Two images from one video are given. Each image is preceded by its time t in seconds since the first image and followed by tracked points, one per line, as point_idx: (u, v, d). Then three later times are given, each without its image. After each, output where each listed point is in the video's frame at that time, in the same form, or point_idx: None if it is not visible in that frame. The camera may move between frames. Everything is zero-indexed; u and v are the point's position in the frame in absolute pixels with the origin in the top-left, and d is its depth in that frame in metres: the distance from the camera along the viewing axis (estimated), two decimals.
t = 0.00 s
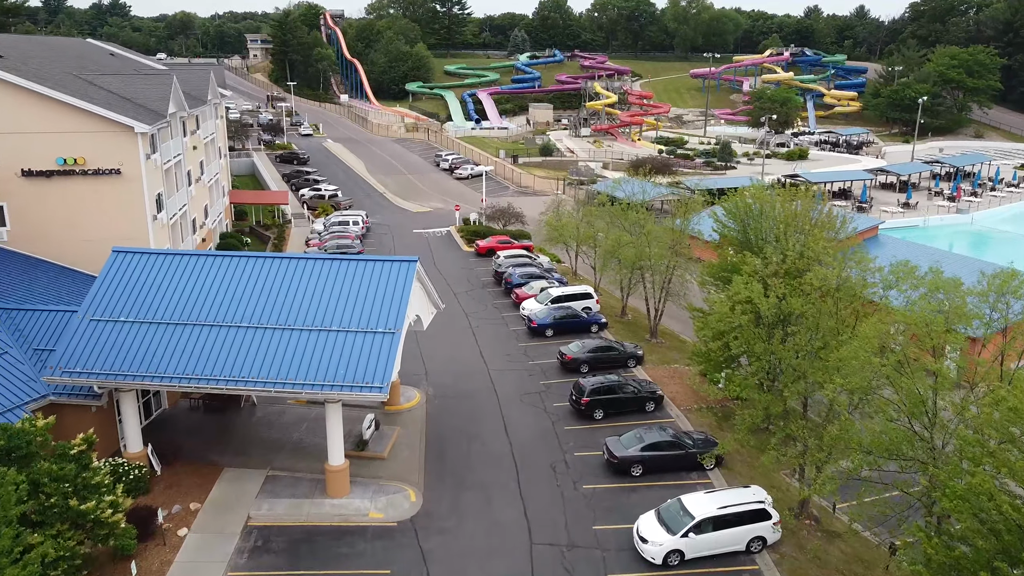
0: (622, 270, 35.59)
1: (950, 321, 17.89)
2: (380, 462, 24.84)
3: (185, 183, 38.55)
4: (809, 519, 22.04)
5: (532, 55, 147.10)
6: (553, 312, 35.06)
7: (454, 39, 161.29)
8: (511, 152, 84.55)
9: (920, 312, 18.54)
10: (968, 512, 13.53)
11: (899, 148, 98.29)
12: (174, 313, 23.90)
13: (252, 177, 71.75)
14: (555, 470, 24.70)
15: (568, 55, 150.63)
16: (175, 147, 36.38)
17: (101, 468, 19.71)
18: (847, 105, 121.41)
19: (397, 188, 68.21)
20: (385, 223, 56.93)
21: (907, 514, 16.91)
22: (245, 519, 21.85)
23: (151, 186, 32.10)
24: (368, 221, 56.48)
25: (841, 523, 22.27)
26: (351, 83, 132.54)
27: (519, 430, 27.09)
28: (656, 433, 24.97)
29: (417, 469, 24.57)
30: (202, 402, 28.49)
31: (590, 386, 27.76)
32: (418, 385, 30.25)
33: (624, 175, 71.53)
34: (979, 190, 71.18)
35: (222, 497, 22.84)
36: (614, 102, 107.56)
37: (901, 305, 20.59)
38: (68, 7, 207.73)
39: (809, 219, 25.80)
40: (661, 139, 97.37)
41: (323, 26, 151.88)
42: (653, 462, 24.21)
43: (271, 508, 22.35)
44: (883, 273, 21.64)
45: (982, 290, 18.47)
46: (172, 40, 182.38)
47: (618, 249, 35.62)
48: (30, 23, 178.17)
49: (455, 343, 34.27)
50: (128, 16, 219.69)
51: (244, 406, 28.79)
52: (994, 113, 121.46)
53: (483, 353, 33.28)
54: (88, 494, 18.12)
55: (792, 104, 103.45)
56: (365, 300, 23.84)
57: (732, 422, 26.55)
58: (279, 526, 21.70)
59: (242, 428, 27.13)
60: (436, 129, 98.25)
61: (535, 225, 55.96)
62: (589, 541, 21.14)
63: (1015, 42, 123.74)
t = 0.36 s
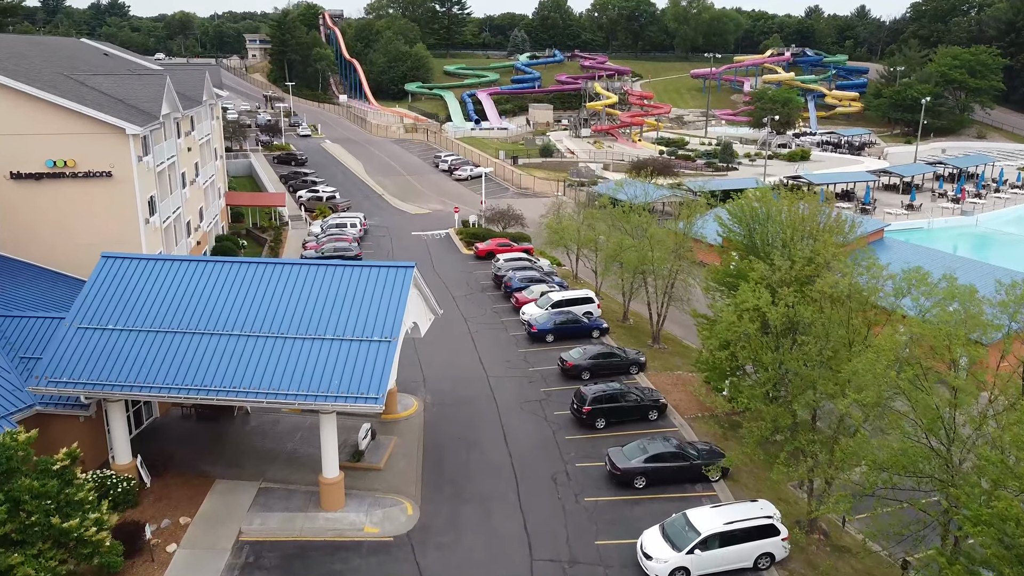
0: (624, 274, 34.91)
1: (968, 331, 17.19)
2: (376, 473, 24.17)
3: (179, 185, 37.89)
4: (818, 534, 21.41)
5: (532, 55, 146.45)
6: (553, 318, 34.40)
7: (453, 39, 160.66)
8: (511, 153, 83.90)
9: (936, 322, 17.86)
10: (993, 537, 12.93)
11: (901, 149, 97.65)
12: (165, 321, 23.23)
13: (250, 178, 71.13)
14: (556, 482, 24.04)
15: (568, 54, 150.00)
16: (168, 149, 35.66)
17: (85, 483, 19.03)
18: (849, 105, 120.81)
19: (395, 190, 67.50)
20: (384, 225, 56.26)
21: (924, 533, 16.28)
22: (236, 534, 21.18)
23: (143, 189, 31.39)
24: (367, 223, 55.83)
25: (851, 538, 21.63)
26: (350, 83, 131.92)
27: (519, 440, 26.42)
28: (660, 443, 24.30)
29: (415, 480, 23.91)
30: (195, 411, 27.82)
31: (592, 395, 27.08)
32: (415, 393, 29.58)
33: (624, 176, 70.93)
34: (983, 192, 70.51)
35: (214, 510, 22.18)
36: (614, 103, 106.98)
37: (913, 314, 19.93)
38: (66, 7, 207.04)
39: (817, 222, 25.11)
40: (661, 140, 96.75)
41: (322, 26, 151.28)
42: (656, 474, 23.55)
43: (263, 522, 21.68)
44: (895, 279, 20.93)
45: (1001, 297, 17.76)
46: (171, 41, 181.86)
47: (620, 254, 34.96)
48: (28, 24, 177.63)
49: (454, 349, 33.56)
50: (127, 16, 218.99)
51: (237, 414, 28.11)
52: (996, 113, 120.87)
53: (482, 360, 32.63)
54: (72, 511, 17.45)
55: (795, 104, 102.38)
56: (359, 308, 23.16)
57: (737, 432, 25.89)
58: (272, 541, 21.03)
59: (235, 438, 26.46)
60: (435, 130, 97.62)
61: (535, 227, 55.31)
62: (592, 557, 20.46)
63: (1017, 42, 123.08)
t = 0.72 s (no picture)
0: (626, 292, 34.25)
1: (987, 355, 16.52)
2: (371, 499, 23.41)
3: (173, 202, 37.37)
4: (828, 564, 20.70)
5: (532, 69, 146.62)
6: (553, 337, 33.72)
7: (453, 54, 160.90)
8: (511, 168, 83.51)
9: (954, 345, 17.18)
10: None
11: (902, 164, 97.37)
12: (154, 344, 22.54)
13: (247, 193, 70.69)
14: (557, 508, 23.29)
15: (568, 69, 150.13)
16: (163, 165, 35.15)
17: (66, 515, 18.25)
18: (849, 120, 120.70)
19: (394, 205, 66.97)
20: (382, 241, 55.68)
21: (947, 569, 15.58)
22: (225, 564, 20.40)
23: (135, 206, 30.78)
24: (364, 238, 55.27)
25: (862, 568, 20.93)
26: (350, 98, 131.96)
27: (519, 464, 25.68)
28: (664, 468, 23.56)
29: (411, 507, 23.17)
30: (186, 434, 27.11)
31: (594, 417, 26.36)
32: (412, 414, 28.83)
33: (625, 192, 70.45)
34: (987, 207, 70.03)
35: (202, 540, 21.39)
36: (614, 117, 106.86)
37: (926, 337, 19.24)
38: (67, 22, 207.45)
39: (824, 240, 24.44)
40: (661, 154, 96.41)
41: (322, 41, 151.58)
42: (661, 501, 22.79)
43: (253, 553, 20.89)
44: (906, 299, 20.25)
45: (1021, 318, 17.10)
46: (171, 55, 182.32)
47: (621, 271, 34.34)
48: (28, 38, 178.15)
49: (452, 369, 32.84)
50: (127, 31, 219.59)
51: (230, 437, 27.36)
52: (996, 128, 120.80)
53: (481, 380, 31.90)
54: (52, 544, 16.66)
55: (795, 119, 101.82)
56: (355, 330, 22.47)
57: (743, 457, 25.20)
58: (262, 573, 20.24)
59: (227, 462, 25.73)
60: (434, 144, 97.31)
61: (535, 243, 54.73)
62: None
63: (1016, 57, 123.15)
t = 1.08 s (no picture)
0: (628, 315, 33.58)
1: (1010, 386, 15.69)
2: (366, 532, 22.58)
3: (168, 224, 36.81)
4: None
5: (532, 90, 147.05)
6: (554, 361, 33.02)
7: (453, 74, 161.53)
8: (511, 188, 83.24)
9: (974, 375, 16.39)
10: None
11: (903, 184, 97.17)
12: (142, 371, 21.77)
13: (245, 215, 70.27)
14: (559, 543, 22.42)
15: (567, 89, 150.61)
16: (157, 187, 34.67)
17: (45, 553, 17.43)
18: (849, 140, 120.78)
19: (393, 226, 66.51)
20: (380, 262, 55.11)
21: None
22: None
23: (128, 229, 30.22)
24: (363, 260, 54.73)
25: None
26: (350, 118, 132.21)
27: (519, 495, 24.84)
28: (668, 500, 22.76)
29: (407, 541, 22.34)
30: (177, 463, 26.32)
31: (596, 446, 25.59)
32: (409, 442, 28.05)
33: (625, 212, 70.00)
34: (990, 228, 69.63)
35: None
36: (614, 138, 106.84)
37: (943, 365, 18.45)
38: (68, 43, 208.59)
39: (833, 264, 23.72)
40: (661, 175, 96.22)
41: (322, 62, 152.21)
42: (666, 534, 21.96)
43: None
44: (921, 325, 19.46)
45: None
46: (172, 76, 182.99)
47: (623, 294, 33.75)
48: (29, 59, 178.89)
49: (450, 395, 32.05)
50: (129, 52, 220.75)
51: (221, 467, 26.56)
52: (996, 148, 120.86)
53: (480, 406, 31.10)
54: None
55: (795, 139, 102.04)
56: (349, 357, 21.66)
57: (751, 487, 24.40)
58: None
59: (218, 492, 24.94)
60: (434, 165, 97.12)
61: (535, 265, 54.20)
62: None
63: (1015, 78, 123.53)
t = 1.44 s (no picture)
0: (629, 338, 32.90)
1: None
2: (361, 564, 21.75)
3: (162, 244, 36.29)
4: None
5: (532, 109, 147.40)
6: (555, 386, 32.31)
7: (452, 94, 162.11)
8: (511, 207, 82.93)
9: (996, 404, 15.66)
10: None
11: (904, 203, 96.94)
12: (128, 398, 20.91)
13: (243, 234, 69.86)
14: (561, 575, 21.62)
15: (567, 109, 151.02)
16: (152, 207, 34.19)
17: None
18: (849, 159, 120.78)
19: (392, 246, 66.04)
20: (378, 282, 54.52)
21: None
22: None
23: (120, 250, 29.66)
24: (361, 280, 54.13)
25: None
26: (350, 138, 132.38)
27: (519, 525, 24.03)
28: (674, 531, 21.95)
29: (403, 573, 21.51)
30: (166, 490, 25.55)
31: (599, 474, 24.81)
32: (406, 469, 27.28)
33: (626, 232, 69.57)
34: (994, 247, 69.18)
35: None
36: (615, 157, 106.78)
37: (958, 393, 17.79)
38: (70, 63, 209.67)
39: (841, 286, 23.06)
40: (662, 194, 96.01)
41: (322, 81, 152.73)
42: (672, 567, 21.11)
43: None
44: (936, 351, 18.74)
45: None
46: (173, 95, 183.71)
47: (626, 315, 33.12)
48: (31, 79, 179.68)
49: (449, 420, 31.28)
50: (130, 71, 221.96)
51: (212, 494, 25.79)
52: (997, 167, 120.85)
53: (480, 431, 30.37)
54: None
55: (796, 158, 102.16)
56: (343, 382, 20.93)
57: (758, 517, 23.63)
58: None
59: (209, 521, 24.15)
60: (433, 184, 96.91)
61: (535, 285, 53.65)
62: None
63: (1014, 97, 123.83)
